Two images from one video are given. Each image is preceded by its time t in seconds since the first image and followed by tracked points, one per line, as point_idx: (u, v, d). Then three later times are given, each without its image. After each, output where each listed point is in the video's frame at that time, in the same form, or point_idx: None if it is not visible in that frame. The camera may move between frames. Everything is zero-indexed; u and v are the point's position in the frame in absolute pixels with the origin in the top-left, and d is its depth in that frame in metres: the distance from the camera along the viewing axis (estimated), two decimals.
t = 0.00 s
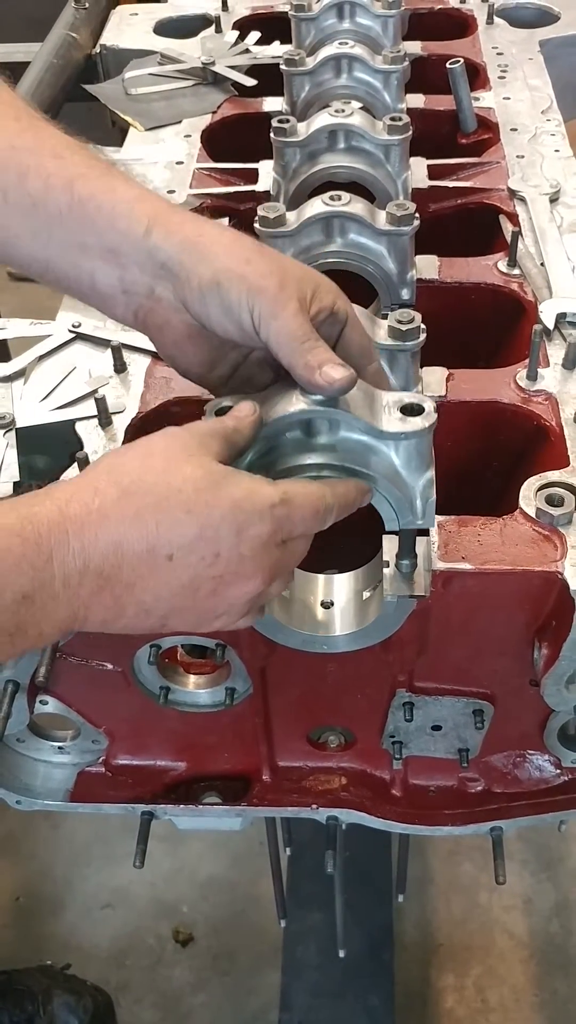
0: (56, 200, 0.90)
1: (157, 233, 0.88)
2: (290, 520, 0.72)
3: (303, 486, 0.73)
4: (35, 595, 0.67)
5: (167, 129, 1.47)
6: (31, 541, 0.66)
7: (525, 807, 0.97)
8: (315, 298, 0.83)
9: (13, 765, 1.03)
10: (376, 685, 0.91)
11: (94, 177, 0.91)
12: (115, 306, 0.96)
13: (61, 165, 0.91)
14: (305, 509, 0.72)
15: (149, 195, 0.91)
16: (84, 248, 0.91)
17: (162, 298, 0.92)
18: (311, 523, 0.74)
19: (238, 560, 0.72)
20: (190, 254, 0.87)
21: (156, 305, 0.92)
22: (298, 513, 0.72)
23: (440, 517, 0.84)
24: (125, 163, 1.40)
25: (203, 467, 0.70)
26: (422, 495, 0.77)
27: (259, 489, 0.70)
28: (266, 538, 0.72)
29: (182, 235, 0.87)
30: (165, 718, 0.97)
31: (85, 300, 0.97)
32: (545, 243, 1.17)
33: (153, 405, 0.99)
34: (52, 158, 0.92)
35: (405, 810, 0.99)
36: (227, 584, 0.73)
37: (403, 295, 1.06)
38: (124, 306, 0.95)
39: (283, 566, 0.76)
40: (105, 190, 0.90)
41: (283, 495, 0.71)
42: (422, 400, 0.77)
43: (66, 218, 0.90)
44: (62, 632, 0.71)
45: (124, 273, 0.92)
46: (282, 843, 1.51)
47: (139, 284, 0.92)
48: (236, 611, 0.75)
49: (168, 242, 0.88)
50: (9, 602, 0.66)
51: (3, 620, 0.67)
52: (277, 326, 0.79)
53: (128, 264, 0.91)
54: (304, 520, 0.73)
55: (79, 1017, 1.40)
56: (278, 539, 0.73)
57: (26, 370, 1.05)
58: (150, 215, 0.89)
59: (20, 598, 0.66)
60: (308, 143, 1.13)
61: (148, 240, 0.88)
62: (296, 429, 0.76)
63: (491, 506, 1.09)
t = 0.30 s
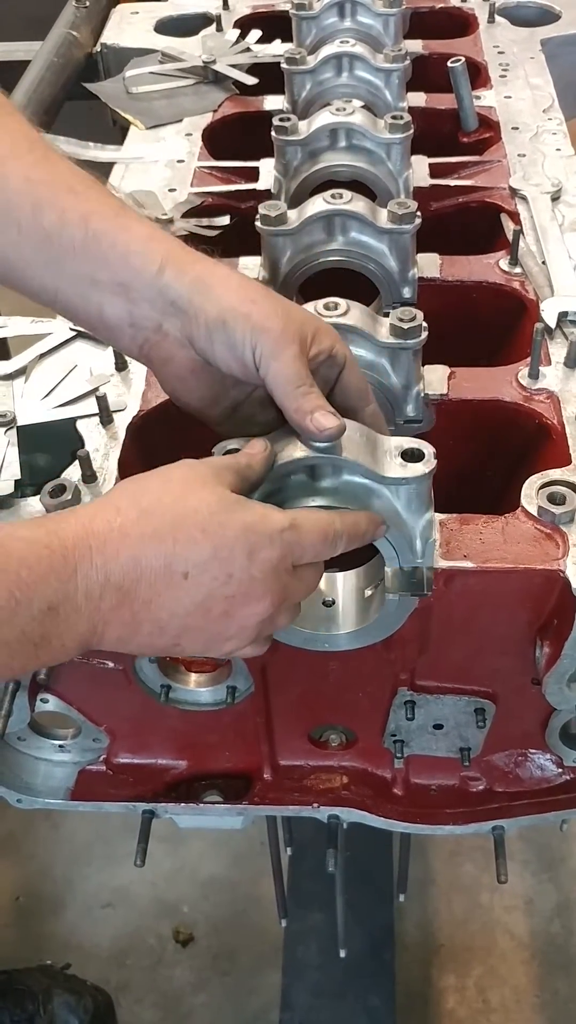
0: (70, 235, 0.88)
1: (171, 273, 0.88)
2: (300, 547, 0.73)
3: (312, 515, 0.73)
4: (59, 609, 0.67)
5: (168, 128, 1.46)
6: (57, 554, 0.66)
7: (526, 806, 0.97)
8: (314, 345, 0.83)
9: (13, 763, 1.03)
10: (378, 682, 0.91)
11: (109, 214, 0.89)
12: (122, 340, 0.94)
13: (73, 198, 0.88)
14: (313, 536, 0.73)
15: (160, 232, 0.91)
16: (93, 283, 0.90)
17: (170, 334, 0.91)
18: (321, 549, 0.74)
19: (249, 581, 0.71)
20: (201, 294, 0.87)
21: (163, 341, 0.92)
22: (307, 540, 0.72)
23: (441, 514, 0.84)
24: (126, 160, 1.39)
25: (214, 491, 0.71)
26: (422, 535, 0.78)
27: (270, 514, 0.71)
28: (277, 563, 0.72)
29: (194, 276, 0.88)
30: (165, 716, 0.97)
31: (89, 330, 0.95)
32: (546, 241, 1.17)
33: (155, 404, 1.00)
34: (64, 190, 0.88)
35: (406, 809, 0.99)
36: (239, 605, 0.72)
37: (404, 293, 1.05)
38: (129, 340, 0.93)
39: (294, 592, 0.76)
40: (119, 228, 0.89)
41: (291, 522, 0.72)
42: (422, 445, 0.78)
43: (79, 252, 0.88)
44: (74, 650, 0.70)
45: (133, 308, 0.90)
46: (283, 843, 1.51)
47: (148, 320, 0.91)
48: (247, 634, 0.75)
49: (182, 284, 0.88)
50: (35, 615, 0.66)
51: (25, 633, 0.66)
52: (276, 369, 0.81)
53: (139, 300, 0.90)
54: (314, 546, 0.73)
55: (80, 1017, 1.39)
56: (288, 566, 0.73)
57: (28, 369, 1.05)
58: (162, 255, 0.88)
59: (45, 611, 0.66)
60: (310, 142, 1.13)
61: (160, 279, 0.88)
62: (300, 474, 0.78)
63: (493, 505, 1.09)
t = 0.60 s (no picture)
0: (75, 241, 0.89)
1: (175, 278, 0.88)
2: (301, 541, 0.73)
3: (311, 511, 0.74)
4: (65, 605, 0.67)
5: (169, 131, 1.47)
6: (62, 552, 0.67)
7: (524, 805, 0.98)
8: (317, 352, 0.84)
9: (15, 764, 1.04)
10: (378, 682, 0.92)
11: (115, 221, 0.90)
12: (127, 347, 0.95)
13: (79, 205, 0.90)
14: (312, 531, 0.73)
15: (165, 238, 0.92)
16: (97, 288, 0.91)
17: (175, 340, 0.92)
18: (321, 546, 0.74)
19: (252, 575, 0.72)
20: (205, 299, 0.87)
21: (167, 346, 0.92)
22: (307, 534, 0.73)
23: (440, 515, 0.85)
24: (127, 162, 1.40)
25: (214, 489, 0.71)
26: (421, 539, 0.79)
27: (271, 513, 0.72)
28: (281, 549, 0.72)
29: (199, 283, 0.88)
30: (166, 716, 0.98)
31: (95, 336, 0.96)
32: (545, 243, 1.18)
33: (158, 405, 1.00)
34: (70, 198, 0.90)
35: (405, 808, 1.00)
36: (242, 600, 0.73)
37: (403, 295, 1.06)
38: (135, 346, 0.94)
39: (296, 591, 0.76)
40: (124, 233, 0.90)
41: (290, 523, 0.72)
42: (421, 451, 0.78)
43: (85, 259, 0.90)
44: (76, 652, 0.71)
45: (139, 314, 0.91)
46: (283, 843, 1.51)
47: (153, 325, 0.91)
48: (251, 631, 0.75)
49: (186, 289, 0.88)
50: (42, 610, 0.66)
51: (32, 629, 0.66)
52: (285, 374, 0.81)
53: (143, 305, 0.90)
54: (315, 542, 0.74)
55: (81, 1016, 1.40)
56: (287, 567, 0.74)
57: (29, 370, 1.05)
58: (166, 260, 0.89)
59: (52, 606, 0.67)
60: (310, 145, 1.13)
61: (165, 284, 0.89)
62: (301, 479, 0.79)
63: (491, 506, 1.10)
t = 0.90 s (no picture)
0: (74, 245, 0.89)
1: (172, 286, 0.88)
2: (297, 543, 0.72)
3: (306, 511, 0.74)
4: (62, 609, 0.67)
5: (168, 128, 1.47)
6: (59, 557, 0.67)
7: (524, 804, 0.97)
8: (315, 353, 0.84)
9: (12, 763, 1.03)
10: (377, 681, 0.91)
11: (113, 229, 0.90)
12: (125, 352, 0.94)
13: (79, 210, 0.90)
14: (310, 533, 0.73)
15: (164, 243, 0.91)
16: (96, 293, 0.90)
17: (172, 347, 0.91)
18: (318, 548, 0.74)
19: (248, 577, 0.71)
20: (202, 306, 0.87)
21: (164, 353, 0.92)
22: (303, 533, 0.72)
23: (439, 514, 0.85)
24: (125, 160, 1.40)
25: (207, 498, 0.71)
26: (420, 543, 0.78)
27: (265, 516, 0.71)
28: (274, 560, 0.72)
29: (196, 290, 0.87)
30: (164, 716, 0.98)
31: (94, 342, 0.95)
32: (545, 241, 1.17)
33: (155, 405, 1.00)
34: (70, 202, 0.90)
35: (404, 808, 0.99)
36: (239, 602, 0.72)
37: (403, 292, 1.05)
38: (134, 351, 0.93)
39: (295, 593, 0.75)
40: (122, 238, 0.89)
41: (287, 522, 0.72)
42: (420, 453, 0.78)
43: (84, 266, 0.89)
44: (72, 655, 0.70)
45: (136, 320, 0.91)
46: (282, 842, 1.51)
47: (150, 331, 0.91)
48: (248, 633, 0.74)
49: (183, 295, 0.87)
50: (39, 615, 0.66)
51: (29, 633, 0.66)
52: (281, 379, 0.80)
53: (140, 312, 0.90)
54: (311, 543, 0.73)
55: (79, 1016, 1.40)
56: (286, 568, 0.73)
57: (27, 369, 1.05)
58: (164, 267, 0.89)
59: (49, 611, 0.66)
60: (309, 141, 1.13)
61: (163, 291, 0.88)
62: (300, 481, 0.79)
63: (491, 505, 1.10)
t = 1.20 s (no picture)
0: (114, 214, 0.88)
1: (216, 253, 0.88)
2: (342, 572, 0.72)
3: (355, 541, 0.73)
4: (113, 625, 0.65)
5: (167, 125, 1.46)
6: (117, 572, 0.65)
7: (524, 805, 0.97)
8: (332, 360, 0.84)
9: (10, 763, 1.03)
10: (377, 681, 0.91)
11: (151, 193, 0.89)
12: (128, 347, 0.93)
13: (117, 179, 0.88)
14: (357, 562, 0.72)
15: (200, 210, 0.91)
16: (137, 261, 0.90)
17: (205, 313, 0.92)
18: (364, 578, 0.73)
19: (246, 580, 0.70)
20: (242, 275, 0.87)
21: (198, 317, 0.92)
22: (350, 566, 0.72)
23: (439, 514, 0.84)
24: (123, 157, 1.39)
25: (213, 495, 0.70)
26: (420, 543, 0.78)
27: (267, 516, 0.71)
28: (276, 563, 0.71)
29: (240, 256, 0.87)
30: (162, 716, 0.97)
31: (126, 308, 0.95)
32: (545, 239, 1.17)
33: (155, 404, 1.00)
34: (108, 170, 0.88)
35: (403, 808, 0.99)
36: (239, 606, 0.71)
37: (402, 289, 1.05)
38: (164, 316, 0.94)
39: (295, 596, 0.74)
40: (162, 205, 0.89)
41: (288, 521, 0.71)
42: (420, 453, 0.78)
43: (124, 232, 0.88)
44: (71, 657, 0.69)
45: (174, 288, 0.91)
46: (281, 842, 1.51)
47: (186, 297, 0.91)
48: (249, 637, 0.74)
49: (226, 261, 0.87)
50: (89, 629, 0.64)
51: (77, 648, 0.64)
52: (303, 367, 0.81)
53: (181, 276, 0.90)
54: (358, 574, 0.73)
55: (78, 1016, 1.39)
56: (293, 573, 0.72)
57: (24, 369, 1.04)
58: (207, 234, 0.88)
59: (100, 626, 0.64)
60: (309, 139, 1.12)
61: (206, 257, 0.88)
62: (299, 481, 0.78)
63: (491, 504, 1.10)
